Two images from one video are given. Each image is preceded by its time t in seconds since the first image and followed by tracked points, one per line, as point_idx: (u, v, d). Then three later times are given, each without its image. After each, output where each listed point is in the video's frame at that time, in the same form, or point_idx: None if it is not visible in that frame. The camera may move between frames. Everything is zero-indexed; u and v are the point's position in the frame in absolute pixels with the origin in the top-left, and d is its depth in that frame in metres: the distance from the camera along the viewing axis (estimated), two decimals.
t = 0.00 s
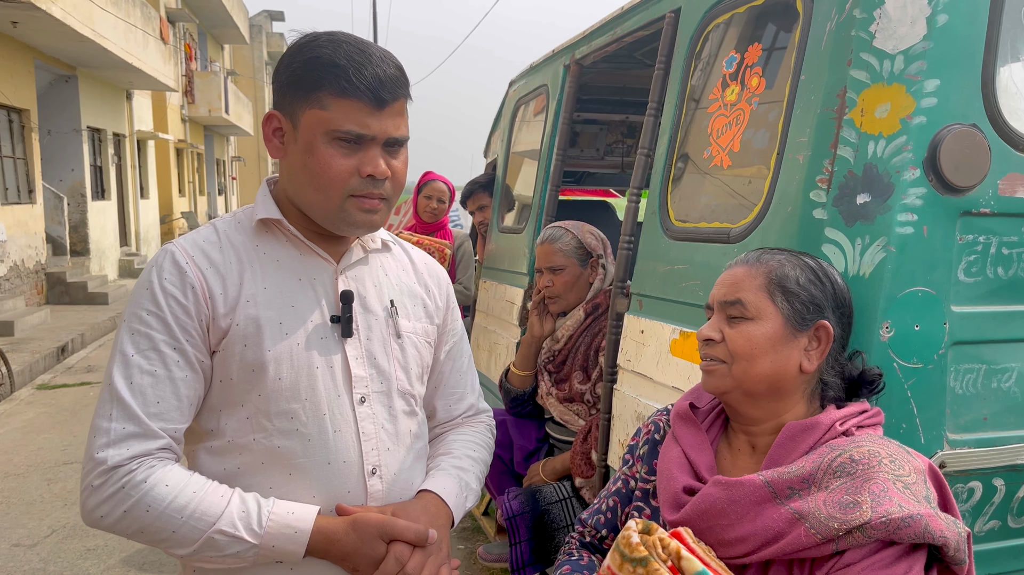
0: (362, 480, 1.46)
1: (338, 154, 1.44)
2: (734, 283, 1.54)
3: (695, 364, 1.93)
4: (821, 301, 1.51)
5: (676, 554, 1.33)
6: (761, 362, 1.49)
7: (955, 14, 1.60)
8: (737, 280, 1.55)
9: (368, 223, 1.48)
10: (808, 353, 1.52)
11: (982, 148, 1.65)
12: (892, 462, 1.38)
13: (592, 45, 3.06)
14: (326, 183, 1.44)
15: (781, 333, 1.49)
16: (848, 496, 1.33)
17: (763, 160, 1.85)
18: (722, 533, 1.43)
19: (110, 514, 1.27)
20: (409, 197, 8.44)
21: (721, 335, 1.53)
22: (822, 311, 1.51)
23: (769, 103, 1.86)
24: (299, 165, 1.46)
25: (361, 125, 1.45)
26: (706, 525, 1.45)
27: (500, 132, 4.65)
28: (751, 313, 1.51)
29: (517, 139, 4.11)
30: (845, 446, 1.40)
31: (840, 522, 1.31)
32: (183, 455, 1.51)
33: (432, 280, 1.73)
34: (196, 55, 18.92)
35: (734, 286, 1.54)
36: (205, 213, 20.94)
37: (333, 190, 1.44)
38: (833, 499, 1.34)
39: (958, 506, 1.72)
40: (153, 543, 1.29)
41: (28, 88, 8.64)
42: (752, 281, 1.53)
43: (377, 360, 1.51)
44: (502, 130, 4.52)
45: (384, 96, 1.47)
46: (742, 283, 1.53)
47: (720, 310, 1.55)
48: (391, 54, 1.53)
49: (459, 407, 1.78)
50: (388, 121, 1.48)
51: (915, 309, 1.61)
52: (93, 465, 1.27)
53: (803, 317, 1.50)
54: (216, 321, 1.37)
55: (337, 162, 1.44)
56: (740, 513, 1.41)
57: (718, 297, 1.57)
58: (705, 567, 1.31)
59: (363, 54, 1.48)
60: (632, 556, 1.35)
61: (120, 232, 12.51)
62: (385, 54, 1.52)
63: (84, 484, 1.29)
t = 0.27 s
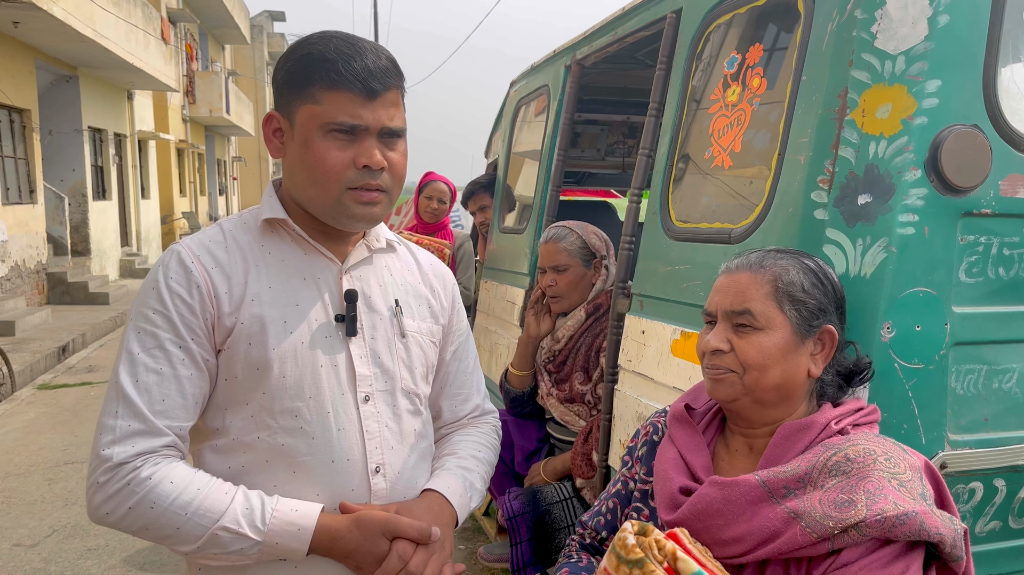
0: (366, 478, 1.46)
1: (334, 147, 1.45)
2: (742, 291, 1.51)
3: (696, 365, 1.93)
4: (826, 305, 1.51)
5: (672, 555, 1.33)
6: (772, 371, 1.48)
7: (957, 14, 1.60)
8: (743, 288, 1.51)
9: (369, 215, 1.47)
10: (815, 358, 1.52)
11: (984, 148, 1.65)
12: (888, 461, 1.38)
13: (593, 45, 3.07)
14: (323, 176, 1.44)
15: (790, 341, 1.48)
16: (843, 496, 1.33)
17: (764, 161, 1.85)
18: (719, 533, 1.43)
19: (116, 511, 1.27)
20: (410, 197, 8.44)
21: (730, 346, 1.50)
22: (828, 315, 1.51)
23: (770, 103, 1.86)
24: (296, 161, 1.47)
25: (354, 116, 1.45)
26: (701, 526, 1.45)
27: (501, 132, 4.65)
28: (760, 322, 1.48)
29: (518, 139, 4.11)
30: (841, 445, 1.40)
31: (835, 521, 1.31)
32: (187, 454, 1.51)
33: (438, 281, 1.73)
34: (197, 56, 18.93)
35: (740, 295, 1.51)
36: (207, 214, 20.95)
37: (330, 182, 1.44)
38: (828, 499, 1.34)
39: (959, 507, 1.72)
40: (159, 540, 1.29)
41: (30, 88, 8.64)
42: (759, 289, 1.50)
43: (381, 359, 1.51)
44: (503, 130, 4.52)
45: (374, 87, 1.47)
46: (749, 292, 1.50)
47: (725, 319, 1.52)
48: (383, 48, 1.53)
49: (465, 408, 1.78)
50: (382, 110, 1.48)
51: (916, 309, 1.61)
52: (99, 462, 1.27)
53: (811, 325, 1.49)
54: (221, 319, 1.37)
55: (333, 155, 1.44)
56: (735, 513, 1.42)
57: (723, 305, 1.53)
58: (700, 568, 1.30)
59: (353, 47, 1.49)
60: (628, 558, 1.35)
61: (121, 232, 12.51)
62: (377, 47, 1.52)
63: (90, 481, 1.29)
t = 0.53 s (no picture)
0: (369, 475, 1.46)
1: (325, 138, 1.45)
2: (741, 294, 1.50)
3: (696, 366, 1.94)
4: (826, 306, 1.51)
5: (669, 555, 1.33)
6: (772, 373, 1.48)
7: (958, 15, 1.60)
8: (743, 290, 1.51)
9: (363, 205, 1.46)
10: (814, 359, 1.52)
11: (985, 149, 1.65)
12: (886, 460, 1.38)
13: (594, 45, 3.07)
14: (316, 168, 1.45)
15: (790, 343, 1.48)
16: (840, 495, 1.33)
17: (765, 161, 1.85)
18: (717, 532, 1.43)
19: (118, 508, 1.26)
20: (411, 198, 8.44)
21: (729, 347, 1.50)
22: (827, 316, 1.51)
23: (771, 104, 1.86)
24: (290, 158, 1.48)
25: (342, 106, 1.46)
26: (699, 525, 1.46)
27: (501, 132, 4.65)
28: (760, 324, 1.48)
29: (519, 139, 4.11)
30: (839, 445, 1.40)
31: (832, 520, 1.31)
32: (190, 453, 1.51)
33: (439, 281, 1.73)
34: (198, 56, 18.94)
35: (740, 296, 1.51)
36: (207, 214, 20.95)
37: (322, 173, 1.45)
38: (825, 499, 1.34)
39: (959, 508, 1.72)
40: (162, 537, 1.28)
41: (31, 88, 8.65)
42: (758, 291, 1.49)
43: (383, 357, 1.51)
44: (504, 130, 4.53)
45: (360, 77, 1.48)
46: (748, 294, 1.49)
47: (725, 320, 1.52)
48: (369, 41, 1.54)
49: (466, 407, 1.78)
50: (369, 99, 1.49)
51: (916, 310, 1.61)
52: (103, 459, 1.27)
53: (811, 327, 1.49)
54: (224, 318, 1.37)
55: (324, 146, 1.45)
56: (733, 513, 1.42)
57: (722, 307, 1.53)
58: (698, 567, 1.30)
59: (338, 41, 1.49)
60: (626, 558, 1.35)
61: (121, 232, 12.51)
62: (363, 41, 1.53)
63: (94, 477, 1.28)
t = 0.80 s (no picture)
0: (370, 474, 1.47)
1: (324, 137, 1.45)
2: (747, 294, 1.50)
3: (697, 367, 1.94)
4: (832, 312, 1.50)
5: (669, 551, 1.33)
6: (773, 376, 1.48)
7: (959, 17, 1.60)
8: (750, 290, 1.50)
9: (364, 202, 1.47)
10: (816, 364, 1.51)
11: (986, 150, 1.65)
12: (885, 460, 1.38)
13: (595, 46, 3.07)
14: (316, 167, 1.45)
15: (793, 348, 1.48)
16: (839, 494, 1.33)
17: (766, 163, 1.85)
18: (717, 531, 1.43)
19: (119, 504, 1.26)
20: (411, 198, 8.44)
21: (732, 346, 1.50)
22: (832, 322, 1.50)
23: (772, 104, 1.86)
24: (289, 159, 1.48)
25: (340, 105, 1.46)
26: (699, 524, 1.46)
27: (502, 133, 4.65)
28: (765, 327, 1.48)
29: (520, 140, 4.11)
30: (838, 445, 1.41)
31: (831, 519, 1.31)
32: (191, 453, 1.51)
33: (437, 283, 1.73)
34: (199, 56, 18.95)
35: (747, 297, 1.50)
36: (208, 214, 20.96)
37: (322, 172, 1.44)
38: (825, 497, 1.34)
39: (960, 509, 1.72)
40: (163, 533, 1.28)
41: (32, 88, 8.65)
42: (765, 293, 1.49)
43: (384, 357, 1.51)
44: (505, 131, 4.53)
45: (358, 76, 1.49)
46: (755, 295, 1.49)
47: (730, 319, 1.52)
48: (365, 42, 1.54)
49: (463, 408, 1.78)
50: (366, 97, 1.49)
51: (917, 312, 1.61)
52: (104, 454, 1.26)
53: (815, 332, 1.48)
54: (228, 317, 1.37)
55: (323, 145, 1.45)
56: (732, 512, 1.42)
57: (728, 306, 1.52)
58: (697, 564, 1.30)
59: (334, 41, 1.50)
60: (626, 554, 1.35)
61: (122, 232, 12.51)
62: (359, 41, 1.54)
63: (94, 472, 1.27)
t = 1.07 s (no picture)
0: (370, 475, 1.47)
1: (332, 137, 1.46)
2: (751, 298, 1.49)
3: (698, 367, 1.93)
4: (835, 315, 1.50)
5: (668, 548, 1.32)
6: (777, 380, 1.48)
7: (961, 17, 1.60)
8: (754, 294, 1.49)
9: (371, 203, 1.47)
10: (818, 365, 1.51)
11: (988, 150, 1.64)
12: (886, 459, 1.37)
13: (596, 45, 3.07)
14: (323, 167, 1.45)
15: (797, 352, 1.48)
16: (840, 492, 1.33)
17: (766, 163, 1.85)
18: (717, 530, 1.43)
19: (121, 503, 1.26)
20: (412, 198, 8.43)
21: (737, 351, 1.49)
22: (836, 325, 1.50)
23: (774, 104, 1.85)
24: (296, 159, 1.48)
25: (349, 105, 1.46)
26: (699, 523, 1.46)
27: (503, 132, 4.65)
28: (770, 331, 1.47)
29: (521, 140, 4.11)
30: (839, 444, 1.40)
31: (831, 517, 1.30)
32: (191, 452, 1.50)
33: (436, 284, 1.73)
34: (200, 56, 18.95)
35: (751, 301, 1.49)
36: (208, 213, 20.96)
37: (329, 172, 1.45)
38: (825, 495, 1.34)
39: (961, 509, 1.71)
40: (164, 533, 1.28)
41: (32, 87, 8.64)
42: (770, 297, 1.48)
43: (385, 358, 1.51)
44: (506, 130, 4.52)
45: (367, 76, 1.49)
46: (760, 299, 1.48)
47: (734, 323, 1.51)
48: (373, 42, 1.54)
49: (461, 409, 1.78)
50: (375, 98, 1.50)
51: (919, 312, 1.61)
52: (106, 453, 1.25)
53: (819, 336, 1.48)
54: (231, 315, 1.37)
55: (331, 145, 1.45)
56: (732, 510, 1.42)
57: (732, 309, 1.52)
58: (696, 561, 1.30)
59: (343, 41, 1.50)
60: (625, 551, 1.35)
61: (123, 232, 12.51)
62: (367, 41, 1.53)
63: (95, 472, 1.27)
